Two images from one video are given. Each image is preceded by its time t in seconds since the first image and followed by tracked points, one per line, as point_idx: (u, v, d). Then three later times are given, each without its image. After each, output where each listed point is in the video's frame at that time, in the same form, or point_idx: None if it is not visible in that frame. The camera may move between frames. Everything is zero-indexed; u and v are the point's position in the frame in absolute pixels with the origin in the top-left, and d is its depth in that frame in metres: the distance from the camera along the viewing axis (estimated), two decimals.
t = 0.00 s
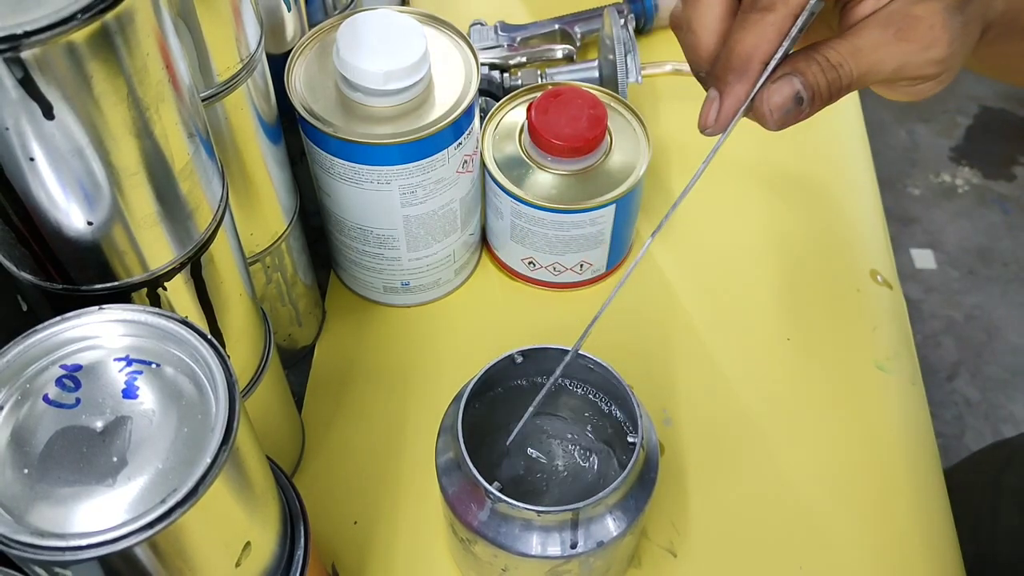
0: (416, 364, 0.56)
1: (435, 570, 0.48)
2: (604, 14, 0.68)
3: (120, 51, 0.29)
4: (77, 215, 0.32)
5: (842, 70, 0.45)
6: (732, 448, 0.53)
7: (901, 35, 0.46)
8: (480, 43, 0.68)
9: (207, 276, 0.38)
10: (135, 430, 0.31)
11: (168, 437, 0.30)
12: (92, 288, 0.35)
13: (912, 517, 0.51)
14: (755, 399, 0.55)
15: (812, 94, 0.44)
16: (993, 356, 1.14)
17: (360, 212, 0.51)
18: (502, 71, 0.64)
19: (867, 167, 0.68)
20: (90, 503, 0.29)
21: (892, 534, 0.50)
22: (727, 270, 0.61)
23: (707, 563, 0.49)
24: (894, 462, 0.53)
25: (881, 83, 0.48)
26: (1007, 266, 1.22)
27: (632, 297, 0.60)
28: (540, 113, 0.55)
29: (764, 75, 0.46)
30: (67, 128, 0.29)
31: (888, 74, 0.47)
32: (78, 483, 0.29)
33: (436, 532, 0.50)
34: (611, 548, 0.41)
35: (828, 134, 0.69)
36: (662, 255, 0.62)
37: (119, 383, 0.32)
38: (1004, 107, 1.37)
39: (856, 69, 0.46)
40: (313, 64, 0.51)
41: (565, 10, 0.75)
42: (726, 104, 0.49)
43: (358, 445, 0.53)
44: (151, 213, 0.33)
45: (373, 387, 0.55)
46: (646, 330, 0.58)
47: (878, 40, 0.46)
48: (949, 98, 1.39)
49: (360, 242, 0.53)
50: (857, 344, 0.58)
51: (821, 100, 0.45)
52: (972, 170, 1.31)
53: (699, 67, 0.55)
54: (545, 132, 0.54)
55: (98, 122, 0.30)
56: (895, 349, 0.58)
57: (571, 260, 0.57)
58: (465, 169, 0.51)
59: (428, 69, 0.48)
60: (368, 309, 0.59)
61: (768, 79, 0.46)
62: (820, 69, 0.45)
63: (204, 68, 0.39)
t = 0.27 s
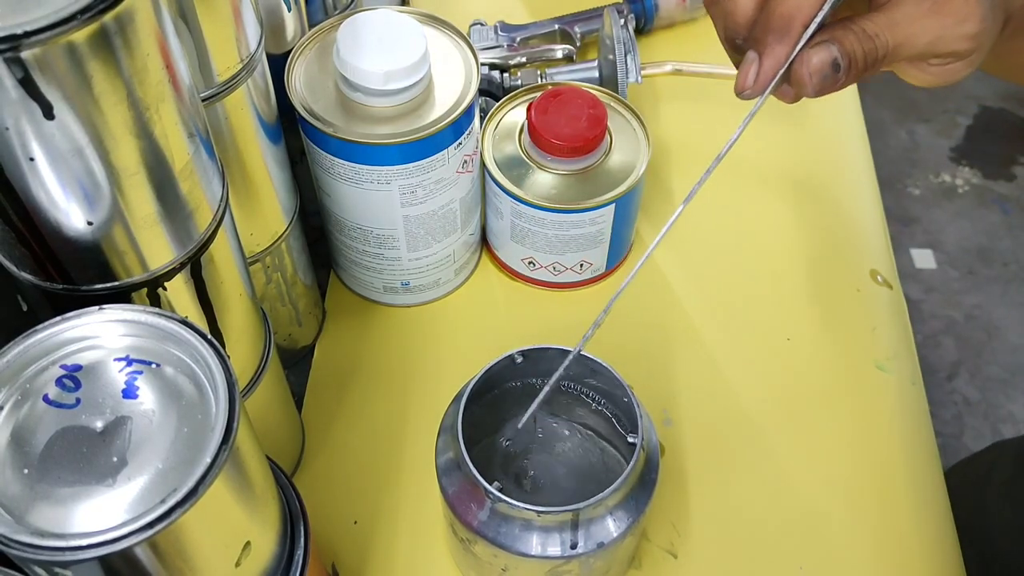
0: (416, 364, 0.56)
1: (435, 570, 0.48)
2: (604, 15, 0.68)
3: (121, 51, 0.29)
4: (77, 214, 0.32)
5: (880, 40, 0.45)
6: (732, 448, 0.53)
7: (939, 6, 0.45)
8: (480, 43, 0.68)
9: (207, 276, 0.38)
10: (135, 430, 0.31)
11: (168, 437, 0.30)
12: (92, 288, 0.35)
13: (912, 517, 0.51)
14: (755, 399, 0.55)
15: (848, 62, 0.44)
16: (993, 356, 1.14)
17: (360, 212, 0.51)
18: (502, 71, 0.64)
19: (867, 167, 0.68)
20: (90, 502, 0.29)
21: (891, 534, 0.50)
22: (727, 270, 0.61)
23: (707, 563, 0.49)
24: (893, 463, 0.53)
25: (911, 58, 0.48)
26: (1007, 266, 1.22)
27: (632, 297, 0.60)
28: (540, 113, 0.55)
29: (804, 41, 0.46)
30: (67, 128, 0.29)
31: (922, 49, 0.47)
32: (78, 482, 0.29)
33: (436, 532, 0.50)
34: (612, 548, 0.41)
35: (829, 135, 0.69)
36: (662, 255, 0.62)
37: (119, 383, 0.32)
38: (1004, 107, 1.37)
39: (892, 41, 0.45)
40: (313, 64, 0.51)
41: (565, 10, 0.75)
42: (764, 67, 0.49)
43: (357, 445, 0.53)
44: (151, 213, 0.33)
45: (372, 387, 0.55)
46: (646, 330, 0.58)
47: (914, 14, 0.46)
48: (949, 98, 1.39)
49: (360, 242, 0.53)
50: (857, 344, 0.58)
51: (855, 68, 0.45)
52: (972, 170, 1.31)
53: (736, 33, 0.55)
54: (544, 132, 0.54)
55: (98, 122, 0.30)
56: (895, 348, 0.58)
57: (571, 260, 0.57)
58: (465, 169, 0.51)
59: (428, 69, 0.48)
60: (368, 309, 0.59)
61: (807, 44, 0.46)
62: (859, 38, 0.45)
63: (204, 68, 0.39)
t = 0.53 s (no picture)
0: (416, 364, 0.56)
1: (434, 570, 0.48)
2: (604, 15, 0.68)
3: (121, 51, 0.29)
4: (77, 214, 0.32)
5: None
6: (732, 448, 0.53)
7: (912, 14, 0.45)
8: (480, 43, 0.68)
9: (206, 276, 0.38)
10: (135, 430, 0.31)
11: (168, 437, 0.30)
12: (92, 288, 0.35)
13: (912, 518, 0.51)
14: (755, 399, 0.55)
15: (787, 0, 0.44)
16: (994, 356, 1.14)
17: (360, 212, 0.51)
18: (502, 71, 0.64)
19: (867, 167, 0.68)
20: (90, 502, 0.29)
21: (892, 535, 0.50)
22: (728, 270, 0.61)
23: (708, 563, 0.49)
24: (893, 463, 0.53)
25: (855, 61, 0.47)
26: (1007, 266, 1.22)
27: (632, 297, 0.60)
28: (540, 113, 0.55)
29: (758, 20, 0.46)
30: (67, 128, 0.29)
31: (865, 35, 0.42)
32: (78, 482, 0.29)
33: (436, 532, 0.50)
34: (612, 548, 0.41)
35: (829, 135, 0.69)
36: (662, 255, 0.62)
37: (119, 383, 0.32)
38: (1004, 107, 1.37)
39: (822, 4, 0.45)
40: (313, 64, 0.51)
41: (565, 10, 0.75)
42: (703, 36, 0.49)
43: (357, 445, 0.53)
44: (151, 213, 0.33)
45: (372, 387, 0.55)
46: (646, 330, 0.58)
47: None
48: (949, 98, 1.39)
49: (360, 242, 0.53)
50: (857, 344, 0.58)
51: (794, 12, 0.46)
52: (972, 170, 1.31)
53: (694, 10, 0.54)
54: (544, 132, 0.54)
55: (98, 122, 0.30)
56: (895, 348, 0.58)
57: (571, 260, 0.57)
58: (465, 169, 0.51)
59: (428, 69, 0.48)
60: (368, 309, 0.59)
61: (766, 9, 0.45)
62: None
63: (204, 68, 0.39)
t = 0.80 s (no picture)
0: (416, 364, 0.56)
1: (434, 570, 0.48)
2: (604, 15, 0.68)
3: (121, 51, 0.29)
4: (77, 214, 0.32)
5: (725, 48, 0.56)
6: (732, 448, 0.53)
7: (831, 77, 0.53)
8: (480, 43, 0.68)
9: (206, 276, 0.38)
10: (135, 430, 0.30)
11: (168, 437, 0.30)
12: (92, 288, 0.35)
13: (912, 517, 0.51)
14: (755, 399, 0.55)
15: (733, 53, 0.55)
16: (994, 356, 1.14)
17: (360, 212, 0.51)
18: (502, 71, 0.64)
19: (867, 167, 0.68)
20: (90, 502, 0.29)
21: (892, 534, 0.50)
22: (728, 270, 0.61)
23: (708, 563, 0.49)
24: (893, 462, 0.53)
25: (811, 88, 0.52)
26: (1007, 266, 1.22)
27: (632, 297, 0.60)
28: (540, 113, 0.55)
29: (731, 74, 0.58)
30: (67, 128, 0.29)
31: (768, 71, 0.49)
32: (78, 482, 0.29)
33: (436, 532, 0.49)
34: (611, 548, 0.41)
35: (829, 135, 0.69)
36: (662, 255, 0.62)
37: (119, 383, 0.32)
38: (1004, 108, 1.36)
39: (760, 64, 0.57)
40: (313, 64, 0.51)
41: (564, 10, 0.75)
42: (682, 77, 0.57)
43: (357, 445, 0.53)
44: (151, 213, 0.33)
45: (372, 387, 0.55)
46: (646, 330, 0.58)
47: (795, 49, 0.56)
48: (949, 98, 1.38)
49: (360, 242, 0.53)
50: (857, 344, 0.58)
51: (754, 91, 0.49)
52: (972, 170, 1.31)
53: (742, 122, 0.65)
54: (544, 132, 0.54)
55: (98, 122, 0.30)
56: (895, 348, 0.58)
57: (571, 260, 0.57)
58: (465, 169, 0.51)
59: (428, 69, 0.48)
60: (368, 309, 0.59)
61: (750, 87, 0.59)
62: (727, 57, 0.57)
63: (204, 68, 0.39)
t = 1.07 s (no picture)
0: (416, 364, 0.56)
1: (434, 570, 0.48)
2: (604, 14, 0.68)
3: (120, 51, 0.29)
4: (77, 214, 0.32)
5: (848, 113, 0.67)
6: (732, 448, 0.53)
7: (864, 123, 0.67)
8: (480, 43, 0.68)
9: (206, 276, 0.38)
10: (135, 430, 0.30)
11: (168, 437, 0.30)
12: (92, 288, 0.35)
13: (912, 517, 0.51)
14: (755, 399, 0.55)
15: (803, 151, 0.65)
16: (994, 356, 1.14)
17: (360, 212, 0.51)
18: (502, 71, 0.64)
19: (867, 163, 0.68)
20: (90, 502, 0.29)
21: (892, 535, 0.50)
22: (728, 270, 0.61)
23: (708, 563, 0.49)
24: (893, 462, 0.53)
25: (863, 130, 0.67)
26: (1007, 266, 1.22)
27: (632, 297, 0.60)
28: (540, 113, 0.55)
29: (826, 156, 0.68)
30: (67, 128, 0.29)
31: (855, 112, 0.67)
32: (78, 482, 0.29)
33: (436, 532, 0.49)
34: (611, 548, 0.41)
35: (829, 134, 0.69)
36: (662, 255, 0.62)
37: (119, 383, 0.32)
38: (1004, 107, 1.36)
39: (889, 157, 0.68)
40: (313, 64, 0.51)
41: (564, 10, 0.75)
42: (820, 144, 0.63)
43: (357, 445, 0.53)
44: (151, 213, 0.33)
45: (372, 388, 0.55)
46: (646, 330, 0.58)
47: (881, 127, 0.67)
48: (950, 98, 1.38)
49: (360, 242, 0.53)
50: (857, 343, 0.58)
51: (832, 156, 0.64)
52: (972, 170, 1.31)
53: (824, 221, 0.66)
54: (544, 132, 0.54)
55: (98, 122, 0.30)
56: (895, 348, 0.58)
57: (571, 260, 0.57)
58: (465, 169, 0.51)
59: (428, 69, 0.48)
60: (368, 309, 0.59)
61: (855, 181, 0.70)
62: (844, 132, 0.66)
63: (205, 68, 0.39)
